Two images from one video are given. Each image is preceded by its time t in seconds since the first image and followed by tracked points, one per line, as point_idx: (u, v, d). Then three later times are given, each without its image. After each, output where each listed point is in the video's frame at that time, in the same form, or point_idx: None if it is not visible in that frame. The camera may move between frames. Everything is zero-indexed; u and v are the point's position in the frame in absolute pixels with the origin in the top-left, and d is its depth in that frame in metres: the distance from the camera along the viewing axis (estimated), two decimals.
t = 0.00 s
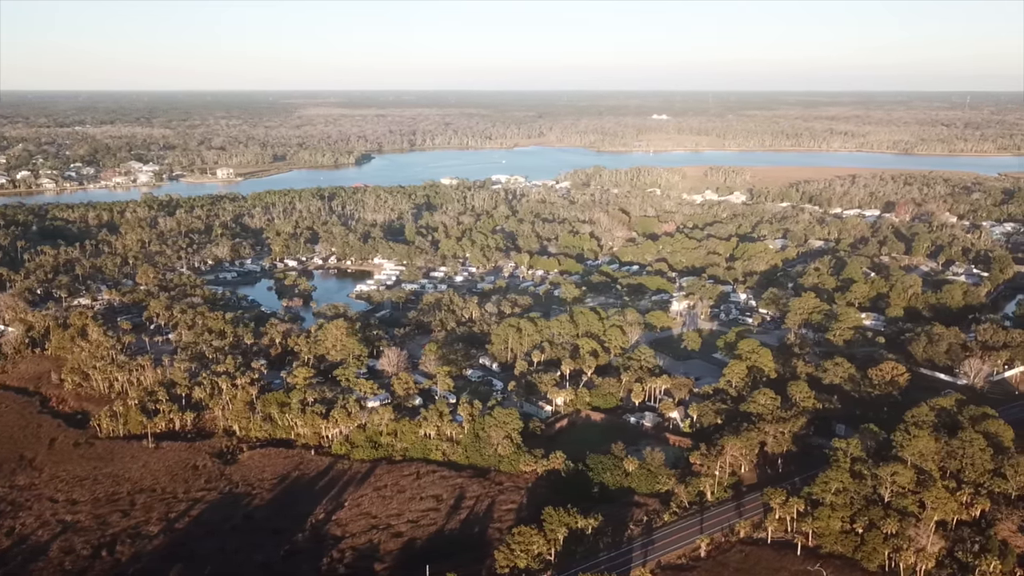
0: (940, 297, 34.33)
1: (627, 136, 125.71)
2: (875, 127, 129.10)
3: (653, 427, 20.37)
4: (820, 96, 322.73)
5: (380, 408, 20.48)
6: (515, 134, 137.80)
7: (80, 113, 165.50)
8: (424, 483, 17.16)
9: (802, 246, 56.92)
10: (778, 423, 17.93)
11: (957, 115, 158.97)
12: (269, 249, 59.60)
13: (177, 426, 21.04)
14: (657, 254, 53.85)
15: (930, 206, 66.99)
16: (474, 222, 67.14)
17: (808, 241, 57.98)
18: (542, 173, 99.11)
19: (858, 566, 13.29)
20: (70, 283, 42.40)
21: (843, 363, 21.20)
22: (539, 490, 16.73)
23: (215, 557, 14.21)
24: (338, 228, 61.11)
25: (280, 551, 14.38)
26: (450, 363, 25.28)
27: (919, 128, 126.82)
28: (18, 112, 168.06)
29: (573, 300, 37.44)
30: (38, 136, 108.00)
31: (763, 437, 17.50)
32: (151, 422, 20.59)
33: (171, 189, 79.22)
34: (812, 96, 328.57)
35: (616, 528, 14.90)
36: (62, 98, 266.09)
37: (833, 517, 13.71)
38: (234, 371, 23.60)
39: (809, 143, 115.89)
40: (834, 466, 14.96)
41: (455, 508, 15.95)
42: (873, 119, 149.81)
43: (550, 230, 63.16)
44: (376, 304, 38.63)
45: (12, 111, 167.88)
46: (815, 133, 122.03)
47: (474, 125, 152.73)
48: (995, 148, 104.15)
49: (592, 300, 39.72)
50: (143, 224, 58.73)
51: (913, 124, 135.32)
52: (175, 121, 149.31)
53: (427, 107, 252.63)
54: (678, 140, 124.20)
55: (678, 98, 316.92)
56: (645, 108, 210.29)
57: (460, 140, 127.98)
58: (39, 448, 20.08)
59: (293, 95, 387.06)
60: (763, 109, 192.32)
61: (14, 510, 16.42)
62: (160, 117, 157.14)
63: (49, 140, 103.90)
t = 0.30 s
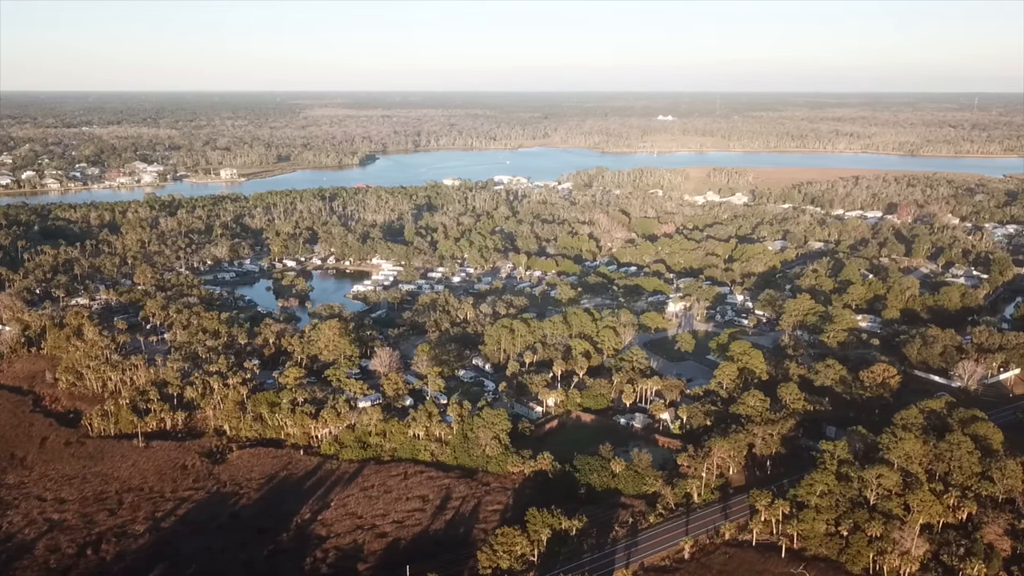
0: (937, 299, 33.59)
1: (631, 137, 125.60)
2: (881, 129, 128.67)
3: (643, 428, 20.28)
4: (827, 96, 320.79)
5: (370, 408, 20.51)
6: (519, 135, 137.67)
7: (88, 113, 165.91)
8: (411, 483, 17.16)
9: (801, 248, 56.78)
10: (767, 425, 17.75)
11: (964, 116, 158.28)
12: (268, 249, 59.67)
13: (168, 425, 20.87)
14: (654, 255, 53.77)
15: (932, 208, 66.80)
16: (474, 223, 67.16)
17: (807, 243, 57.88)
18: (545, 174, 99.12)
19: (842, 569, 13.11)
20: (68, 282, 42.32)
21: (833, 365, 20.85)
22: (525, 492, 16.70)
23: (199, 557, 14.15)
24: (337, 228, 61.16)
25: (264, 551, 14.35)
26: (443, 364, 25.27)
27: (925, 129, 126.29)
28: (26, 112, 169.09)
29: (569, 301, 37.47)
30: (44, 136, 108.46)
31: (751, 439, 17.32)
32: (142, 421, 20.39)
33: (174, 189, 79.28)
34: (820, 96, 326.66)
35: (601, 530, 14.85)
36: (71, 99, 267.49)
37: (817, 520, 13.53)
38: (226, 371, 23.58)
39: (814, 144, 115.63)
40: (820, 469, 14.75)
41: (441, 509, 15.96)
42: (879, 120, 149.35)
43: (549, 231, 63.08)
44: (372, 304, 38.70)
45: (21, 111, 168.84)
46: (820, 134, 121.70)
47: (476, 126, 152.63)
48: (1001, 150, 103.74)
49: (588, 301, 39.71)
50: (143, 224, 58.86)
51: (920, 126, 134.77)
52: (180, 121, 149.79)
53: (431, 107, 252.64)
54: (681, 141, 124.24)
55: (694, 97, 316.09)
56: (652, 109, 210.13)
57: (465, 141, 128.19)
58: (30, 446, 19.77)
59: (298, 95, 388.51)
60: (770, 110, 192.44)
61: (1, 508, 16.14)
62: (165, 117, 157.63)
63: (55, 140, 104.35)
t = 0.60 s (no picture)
0: (945, 303, 33.03)
1: (645, 139, 125.18)
2: (898, 130, 127.38)
3: (640, 430, 20.18)
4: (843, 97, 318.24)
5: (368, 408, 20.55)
6: (532, 136, 137.62)
7: (106, 114, 168.22)
8: (406, 483, 17.18)
9: (811, 250, 56.31)
10: (764, 428, 17.59)
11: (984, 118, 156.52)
12: (276, 249, 60.00)
13: (169, 423, 20.98)
14: (662, 257, 53.47)
15: (946, 210, 66.13)
16: (482, 223, 67.20)
17: (816, 245, 57.40)
18: (556, 175, 99.06)
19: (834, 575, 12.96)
20: (78, 280, 42.68)
21: (833, 368, 20.63)
22: (519, 493, 16.66)
23: (192, 554, 14.19)
24: (346, 228, 61.37)
25: (256, 549, 14.38)
26: (442, 364, 25.30)
27: (944, 131, 124.89)
28: (46, 112, 171.51)
29: (572, 302, 37.41)
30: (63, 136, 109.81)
31: (748, 442, 17.15)
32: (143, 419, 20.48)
33: (188, 189, 79.94)
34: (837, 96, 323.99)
35: (593, 531, 14.79)
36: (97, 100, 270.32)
37: (809, 524, 13.39)
38: (227, 370, 23.71)
39: (829, 146, 114.71)
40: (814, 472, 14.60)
41: (434, 509, 15.96)
42: (897, 121, 147.94)
43: (557, 232, 62.95)
44: (377, 304, 38.83)
45: (42, 112, 171.36)
46: (836, 136, 120.71)
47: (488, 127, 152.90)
48: (1020, 152, 102.41)
49: (591, 302, 39.56)
50: (155, 224, 59.38)
51: (938, 127, 133.31)
52: (195, 121, 151.18)
53: (445, 107, 253.03)
54: (693, 143, 123.68)
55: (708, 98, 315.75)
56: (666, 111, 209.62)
57: (478, 142, 128.46)
58: (31, 443, 19.84)
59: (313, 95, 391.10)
60: (786, 112, 191.30)
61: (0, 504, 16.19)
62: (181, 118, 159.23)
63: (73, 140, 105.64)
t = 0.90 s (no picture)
0: (954, 306, 32.60)
1: (659, 140, 124.80)
2: (916, 132, 125.98)
3: (638, 432, 20.10)
4: (860, 99, 314.90)
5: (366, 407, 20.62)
6: (547, 137, 137.58)
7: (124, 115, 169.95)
8: (401, 483, 17.22)
9: (821, 252, 55.86)
10: (761, 431, 17.46)
11: (1003, 120, 154.61)
12: (285, 249, 60.38)
13: (170, 421, 21.16)
14: (670, 259, 53.22)
15: (960, 213, 65.35)
16: (491, 224, 67.27)
17: (827, 248, 56.93)
18: (567, 176, 99.02)
19: None
20: (89, 279, 43.18)
21: (834, 372, 20.42)
22: (513, 493, 16.66)
23: (186, 551, 14.29)
24: (355, 229, 61.65)
25: (249, 546, 14.46)
26: (443, 365, 25.37)
27: (962, 133, 123.40)
28: (66, 113, 173.82)
29: (576, 303, 37.36)
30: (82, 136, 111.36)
31: (745, 445, 17.01)
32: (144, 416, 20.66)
33: (202, 189, 80.60)
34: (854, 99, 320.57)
35: (585, 533, 14.75)
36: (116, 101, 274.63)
37: (802, 528, 13.26)
38: (228, 369, 23.88)
39: (845, 148, 113.72)
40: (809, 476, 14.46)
41: (428, 509, 15.98)
42: (915, 123, 146.39)
43: (565, 233, 62.88)
44: (382, 304, 39.01)
45: (64, 112, 174.05)
46: (852, 138, 119.65)
47: (500, 129, 153.11)
48: None
49: (596, 304, 39.48)
50: (168, 223, 60.01)
51: (957, 129, 131.68)
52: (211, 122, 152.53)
53: (466, 108, 253.20)
54: (706, 145, 123.05)
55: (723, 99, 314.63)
56: (681, 112, 208.83)
57: (492, 143, 128.69)
58: (34, 439, 20.06)
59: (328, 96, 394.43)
60: (802, 113, 189.78)
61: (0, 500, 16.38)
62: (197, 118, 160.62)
63: (93, 141, 107.13)
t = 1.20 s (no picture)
0: (963, 309, 32.16)
1: (674, 141, 124.32)
2: (934, 133, 124.56)
3: (636, 433, 20.03)
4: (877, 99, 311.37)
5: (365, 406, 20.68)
6: (562, 138, 137.47)
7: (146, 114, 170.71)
8: (397, 482, 17.28)
9: (831, 254, 55.39)
10: (759, 433, 17.34)
11: None
12: (295, 248, 60.72)
13: (172, 418, 21.33)
14: (678, 260, 52.97)
15: (975, 215, 64.55)
16: (501, 224, 67.30)
17: (837, 250, 56.43)
18: (580, 177, 98.90)
19: None
20: (99, 277, 43.63)
21: (834, 375, 20.23)
22: (509, 493, 16.65)
23: (180, 546, 14.40)
24: (364, 228, 61.87)
25: (243, 543, 14.57)
26: (444, 365, 25.41)
27: (981, 134, 121.89)
28: (86, 113, 175.88)
29: (580, 304, 37.28)
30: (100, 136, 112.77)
31: (741, 448, 16.90)
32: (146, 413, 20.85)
33: (217, 189, 81.24)
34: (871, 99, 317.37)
35: (578, 534, 14.72)
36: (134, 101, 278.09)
37: (795, 532, 13.15)
38: (232, 367, 24.07)
39: (862, 150, 112.66)
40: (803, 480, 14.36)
41: (422, 508, 16.02)
42: (933, 124, 144.85)
43: (573, 234, 62.77)
44: (387, 303, 39.13)
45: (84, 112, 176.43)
46: (869, 139, 118.58)
47: (513, 129, 153.20)
48: None
49: (601, 304, 39.36)
50: (180, 222, 60.58)
51: (976, 131, 130.09)
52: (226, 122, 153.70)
53: (480, 108, 253.54)
54: (719, 146, 122.35)
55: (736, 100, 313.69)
56: (696, 113, 207.95)
57: (506, 144, 128.85)
58: (39, 435, 20.29)
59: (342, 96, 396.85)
60: (818, 114, 188.38)
61: (1, 494, 16.58)
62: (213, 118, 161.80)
63: (112, 140, 108.44)
